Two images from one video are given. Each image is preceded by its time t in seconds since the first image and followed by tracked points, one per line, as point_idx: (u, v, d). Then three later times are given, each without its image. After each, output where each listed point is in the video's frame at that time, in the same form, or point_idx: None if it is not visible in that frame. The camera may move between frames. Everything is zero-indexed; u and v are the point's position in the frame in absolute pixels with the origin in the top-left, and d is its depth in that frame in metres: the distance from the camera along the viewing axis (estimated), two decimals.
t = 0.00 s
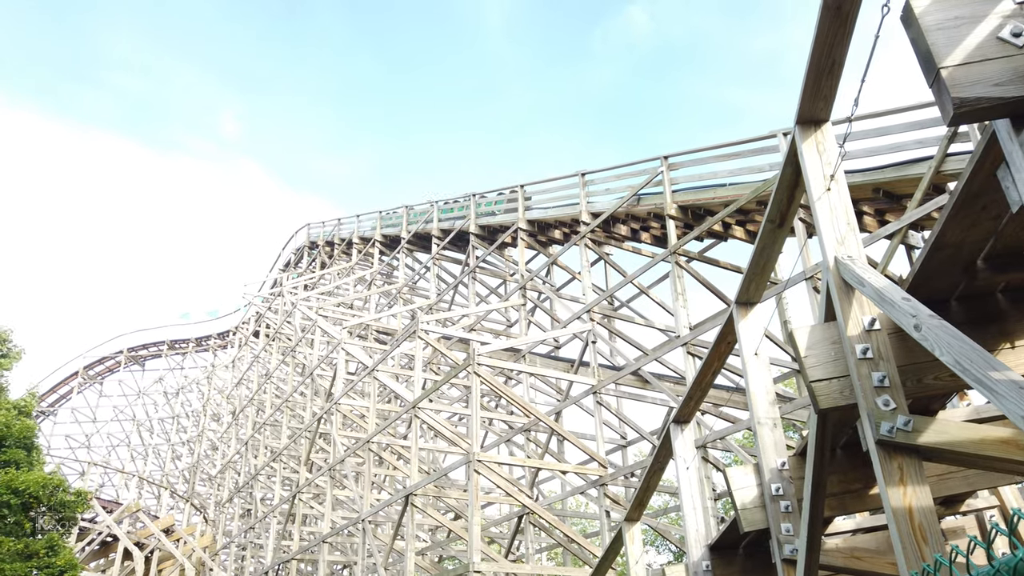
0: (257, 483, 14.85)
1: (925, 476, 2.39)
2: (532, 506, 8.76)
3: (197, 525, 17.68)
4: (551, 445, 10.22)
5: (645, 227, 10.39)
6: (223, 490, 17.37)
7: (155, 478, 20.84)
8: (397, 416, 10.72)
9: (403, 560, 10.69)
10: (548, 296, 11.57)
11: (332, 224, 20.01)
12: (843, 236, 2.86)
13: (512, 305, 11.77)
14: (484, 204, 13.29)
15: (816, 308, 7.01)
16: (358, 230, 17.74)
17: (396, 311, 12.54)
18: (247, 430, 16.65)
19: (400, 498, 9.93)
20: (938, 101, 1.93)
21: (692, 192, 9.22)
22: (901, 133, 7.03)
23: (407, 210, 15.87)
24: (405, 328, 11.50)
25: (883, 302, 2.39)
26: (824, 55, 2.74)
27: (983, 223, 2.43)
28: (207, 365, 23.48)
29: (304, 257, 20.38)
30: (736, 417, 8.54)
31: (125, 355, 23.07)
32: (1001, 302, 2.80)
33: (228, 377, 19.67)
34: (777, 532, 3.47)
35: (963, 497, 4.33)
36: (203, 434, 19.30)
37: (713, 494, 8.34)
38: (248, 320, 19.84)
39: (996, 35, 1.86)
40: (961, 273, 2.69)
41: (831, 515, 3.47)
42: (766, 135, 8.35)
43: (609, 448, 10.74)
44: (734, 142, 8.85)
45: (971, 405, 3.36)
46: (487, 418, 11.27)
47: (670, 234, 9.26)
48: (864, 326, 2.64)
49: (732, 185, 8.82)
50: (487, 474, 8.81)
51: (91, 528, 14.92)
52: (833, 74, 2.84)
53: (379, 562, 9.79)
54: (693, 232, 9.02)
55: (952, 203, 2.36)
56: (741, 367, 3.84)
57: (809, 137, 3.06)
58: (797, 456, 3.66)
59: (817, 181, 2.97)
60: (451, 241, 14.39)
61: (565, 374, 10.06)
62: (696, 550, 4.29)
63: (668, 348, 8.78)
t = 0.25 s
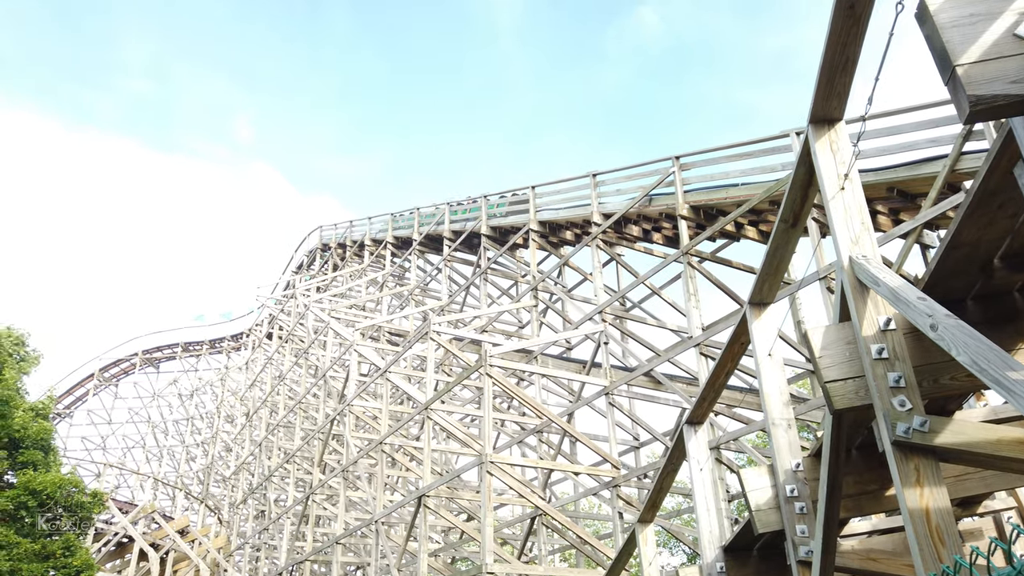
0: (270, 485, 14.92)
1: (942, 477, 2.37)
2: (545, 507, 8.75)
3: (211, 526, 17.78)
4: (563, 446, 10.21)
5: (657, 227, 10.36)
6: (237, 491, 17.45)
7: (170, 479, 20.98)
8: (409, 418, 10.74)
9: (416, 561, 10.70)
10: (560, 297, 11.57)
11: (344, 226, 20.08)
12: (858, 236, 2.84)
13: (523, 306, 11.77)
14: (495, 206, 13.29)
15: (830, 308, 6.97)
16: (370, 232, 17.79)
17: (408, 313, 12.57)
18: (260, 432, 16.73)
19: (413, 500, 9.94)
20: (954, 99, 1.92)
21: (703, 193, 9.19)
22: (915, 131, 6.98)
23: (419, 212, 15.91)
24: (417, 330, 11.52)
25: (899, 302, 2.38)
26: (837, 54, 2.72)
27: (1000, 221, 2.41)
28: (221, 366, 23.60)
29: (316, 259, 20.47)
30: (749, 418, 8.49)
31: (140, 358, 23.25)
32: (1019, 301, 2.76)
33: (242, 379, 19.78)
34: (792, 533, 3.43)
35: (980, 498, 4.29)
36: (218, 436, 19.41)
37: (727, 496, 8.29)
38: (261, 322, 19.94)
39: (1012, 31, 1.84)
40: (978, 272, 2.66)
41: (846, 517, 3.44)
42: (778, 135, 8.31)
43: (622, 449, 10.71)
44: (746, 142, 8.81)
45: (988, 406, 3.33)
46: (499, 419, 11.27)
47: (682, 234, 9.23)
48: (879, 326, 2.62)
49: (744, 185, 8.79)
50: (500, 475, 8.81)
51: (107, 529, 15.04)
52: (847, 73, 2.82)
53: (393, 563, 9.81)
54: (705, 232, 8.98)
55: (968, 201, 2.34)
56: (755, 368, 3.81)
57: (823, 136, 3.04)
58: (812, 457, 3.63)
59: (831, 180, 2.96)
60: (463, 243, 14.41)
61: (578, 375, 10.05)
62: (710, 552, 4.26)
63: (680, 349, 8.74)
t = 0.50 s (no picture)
0: (288, 485, 15.01)
1: (964, 480, 2.34)
2: (560, 509, 8.74)
3: (230, 526, 17.90)
4: (579, 448, 10.19)
5: (673, 228, 10.32)
6: (255, 492, 17.56)
7: (189, 479, 21.17)
8: (425, 419, 10.76)
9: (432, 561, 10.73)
10: (575, 298, 11.56)
11: (359, 228, 20.18)
12: (877, 236, 2.81)
13: (539, 307, 11.77)
14: (510, 207, 13.30)
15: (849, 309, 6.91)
16: (386, 234, 17.86)
17: (424, 314, 12.60)
18: (278, 432, 16.84)
19: (429, 501, 9.96)
20: (975, 97, 1.89)
21: (719, 193, 9.15)
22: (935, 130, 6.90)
23: (434, 213, 15.95)
24: (432, 331, 11.55)
25: (919, 303, 2.35)
26: (855, 53, 2.70)
27: (1022, 221, 2.37)
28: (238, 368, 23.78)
29: (332, 261, 20.58)
30: (767, 420, 8.43)
31: (159, 359, 23.48)
32: None
33: (259, 380, 19.92)
34: (811, 536, 3.40)
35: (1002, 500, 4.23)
36: (235, 436, 19.56)
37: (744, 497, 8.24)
38: (278, 323, 20.08)
39: None
40: (1000, 273, 2.63)
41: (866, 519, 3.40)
42: (795, 134, 8.26)
43: (638, 450, 10.68)
44: (763, 141, 8.76)
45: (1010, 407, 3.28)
46: (515, 420, 11.28)
47: (698, 235, 9.19)
48: (899, 327, 2.60)
49: (761, 185, 8.74)
50: (516, 476, 8.81)
51: (127, 529, 15.19)
52: (865, 72, 2.80)
53: (409, 563, 9.83)
54: (721, 233, 8.93)
55: (990, 201, 2.32)
56: (772, 369, 3.79)
57: (841, 136, 3.02)
58: (831, 459, 3.59)
59: (849, 180, 2.94)
60: (478, 244, 14.44)
61: (593, 377, 10.03)
62: (727, 554, 4.24)
63: (697, 350, 8.70)
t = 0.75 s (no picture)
0: (305, 485, 15.10)
1: (986, 480, 2.32)
2: (576, 509, 8.73)
3: (247, 525, 18.03)
4: (595, 448, 10.17)
5: (688, 227, 10.28)
6: (272, 491, 17.68)
7: (207, 479, 21.34)
8: (441, 419, 10.78)
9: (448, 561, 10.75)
10: (590, 298, 11.54)
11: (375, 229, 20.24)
12: (896, 234, 2.79)
13: (554, 307, 11.76)
14: (525, 207, 13.30)
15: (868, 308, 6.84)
16: (401, 234, 17.91)
17: (440, 314, 12.62)
18: (294, 432, 16.93)
19: (445, 500, 9.98)
20: (996, 93, 1.87)
21: (735, 192, 9.10)
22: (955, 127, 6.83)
23: (449, 213, 15.98)
24: (448, 331, 11.57)
25: (939, 302, 2.33)
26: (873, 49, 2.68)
27: None
28: (255, 368, 23.95)
29: (348, 262, 20.66)
30: (784, 420, 8.38)
31: (177, 359, 23.70)
32: None
33: (276, 380, 20.05)
34: (830, 537, 3.37)
35: None
36: (253, 436, 19.70)
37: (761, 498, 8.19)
38: (294, 324, 20.20)
39: None
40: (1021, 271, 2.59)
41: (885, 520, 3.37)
42: (812, 132, 8.20)
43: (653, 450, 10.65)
44: (779, 139, 8.71)
45: None
46: (530, 420, 11.27)
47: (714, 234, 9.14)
48: (919, 326, 2.57)
49: (777, 184, 8.68)
50: (531, 476, 8.80)
51: (146, 527, 15.34)
52: (884, 68, 2.77)
53: (425, 563, 9.85)
54: (737, 232, 8.88)
55: (1011, 198, 2.29)
56: (789, 368, 3.77)
57: (859, 133, 3.00)
58: (850, 459, 3.56)
59: (867, 178, 2.91)
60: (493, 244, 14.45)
61: (609, 376, 10.00)
62: (744, 555, 4.22)
63: (713, 350, 8.66)
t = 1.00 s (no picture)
0: (318, 484, 15.16)
1: (1004, 479, 2.30)
2: (589, 508, 8.71)
3: (262, 524, 18.12)
4: (608, 447, 10.15)
5: (701, 225, 10.24)
6: (286, 490, 17.76)
7: (222, 478, 21.47)
8: (453, 418, 10.79)
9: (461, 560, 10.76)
10: (602, 297, 11.52)
11: (387, 229, 20.29)
12: (912, 232, 2.77)
13: (566, 306, 11.74)
14: (537, 206, 13.29)
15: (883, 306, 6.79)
16: (413, 234, 17.95)
17: (452, 314, 12.62)
18: (308, 431, 17.00)
19: (458, 500, 9.99)
20: (1013, 88, 1.85)
21: (748, 189, 9.06)
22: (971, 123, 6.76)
23: (461, 213, 15.99)
24: (460, 331, 11.58)
25: (956, 299, 2.31)
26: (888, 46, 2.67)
27: None
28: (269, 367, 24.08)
29: (361, 262, 20.73)
30: (798, 419, 8.33)
31: (192, 359, 23.86)
32: None
33: (290, 379, 20.15)
34: (845, 537, 3.34)
35: None
36: (267, 436, 19.81)
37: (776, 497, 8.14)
38: (307, 324, 20.29)
39: None
40: None
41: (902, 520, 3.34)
42: (826, 129, 8.15)
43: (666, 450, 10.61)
44: (793, 137, 8.66)
45: None
46: (543, 419, 11.27)
47: (727, 232, 9.10)
48: (936, 325, 2.55)
49: (790, 181, 8.63)
50: (544, 476, 8.80)
51: (162, 526, 15.45)
52: (899, 65, 2.76)
53: (439, 562, 9.86)
54: (751, 230, 8.84)
55: None
56: (804, 367, 3.75)
57: (874, 130, 2.97)
58: (865, 459, 3.53)
59: (883, 175, 2.89)
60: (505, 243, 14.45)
61: (622, 376, 9.97)
62: (759, 555, 4.20)
63: (726, 349, 8.62)
